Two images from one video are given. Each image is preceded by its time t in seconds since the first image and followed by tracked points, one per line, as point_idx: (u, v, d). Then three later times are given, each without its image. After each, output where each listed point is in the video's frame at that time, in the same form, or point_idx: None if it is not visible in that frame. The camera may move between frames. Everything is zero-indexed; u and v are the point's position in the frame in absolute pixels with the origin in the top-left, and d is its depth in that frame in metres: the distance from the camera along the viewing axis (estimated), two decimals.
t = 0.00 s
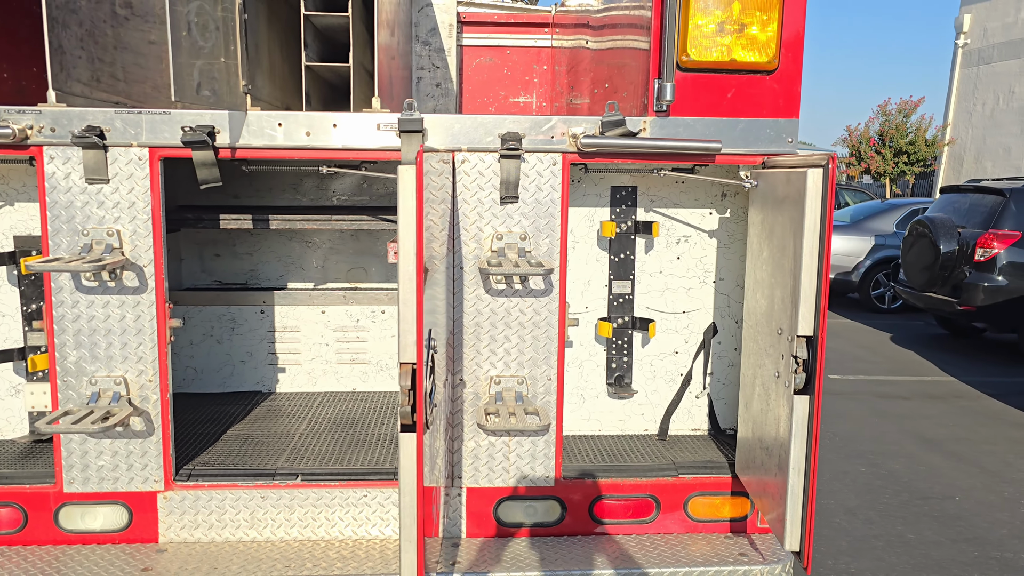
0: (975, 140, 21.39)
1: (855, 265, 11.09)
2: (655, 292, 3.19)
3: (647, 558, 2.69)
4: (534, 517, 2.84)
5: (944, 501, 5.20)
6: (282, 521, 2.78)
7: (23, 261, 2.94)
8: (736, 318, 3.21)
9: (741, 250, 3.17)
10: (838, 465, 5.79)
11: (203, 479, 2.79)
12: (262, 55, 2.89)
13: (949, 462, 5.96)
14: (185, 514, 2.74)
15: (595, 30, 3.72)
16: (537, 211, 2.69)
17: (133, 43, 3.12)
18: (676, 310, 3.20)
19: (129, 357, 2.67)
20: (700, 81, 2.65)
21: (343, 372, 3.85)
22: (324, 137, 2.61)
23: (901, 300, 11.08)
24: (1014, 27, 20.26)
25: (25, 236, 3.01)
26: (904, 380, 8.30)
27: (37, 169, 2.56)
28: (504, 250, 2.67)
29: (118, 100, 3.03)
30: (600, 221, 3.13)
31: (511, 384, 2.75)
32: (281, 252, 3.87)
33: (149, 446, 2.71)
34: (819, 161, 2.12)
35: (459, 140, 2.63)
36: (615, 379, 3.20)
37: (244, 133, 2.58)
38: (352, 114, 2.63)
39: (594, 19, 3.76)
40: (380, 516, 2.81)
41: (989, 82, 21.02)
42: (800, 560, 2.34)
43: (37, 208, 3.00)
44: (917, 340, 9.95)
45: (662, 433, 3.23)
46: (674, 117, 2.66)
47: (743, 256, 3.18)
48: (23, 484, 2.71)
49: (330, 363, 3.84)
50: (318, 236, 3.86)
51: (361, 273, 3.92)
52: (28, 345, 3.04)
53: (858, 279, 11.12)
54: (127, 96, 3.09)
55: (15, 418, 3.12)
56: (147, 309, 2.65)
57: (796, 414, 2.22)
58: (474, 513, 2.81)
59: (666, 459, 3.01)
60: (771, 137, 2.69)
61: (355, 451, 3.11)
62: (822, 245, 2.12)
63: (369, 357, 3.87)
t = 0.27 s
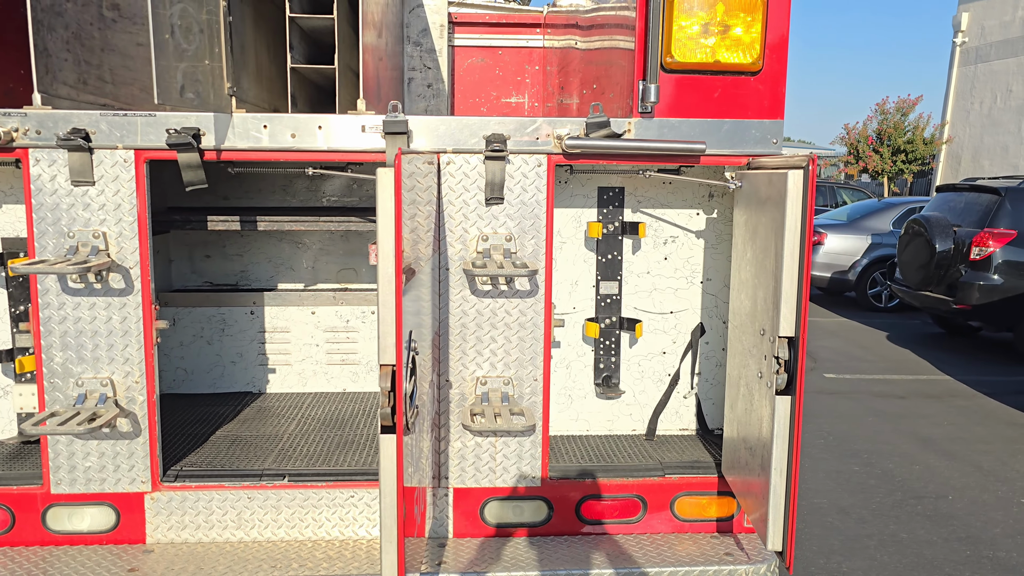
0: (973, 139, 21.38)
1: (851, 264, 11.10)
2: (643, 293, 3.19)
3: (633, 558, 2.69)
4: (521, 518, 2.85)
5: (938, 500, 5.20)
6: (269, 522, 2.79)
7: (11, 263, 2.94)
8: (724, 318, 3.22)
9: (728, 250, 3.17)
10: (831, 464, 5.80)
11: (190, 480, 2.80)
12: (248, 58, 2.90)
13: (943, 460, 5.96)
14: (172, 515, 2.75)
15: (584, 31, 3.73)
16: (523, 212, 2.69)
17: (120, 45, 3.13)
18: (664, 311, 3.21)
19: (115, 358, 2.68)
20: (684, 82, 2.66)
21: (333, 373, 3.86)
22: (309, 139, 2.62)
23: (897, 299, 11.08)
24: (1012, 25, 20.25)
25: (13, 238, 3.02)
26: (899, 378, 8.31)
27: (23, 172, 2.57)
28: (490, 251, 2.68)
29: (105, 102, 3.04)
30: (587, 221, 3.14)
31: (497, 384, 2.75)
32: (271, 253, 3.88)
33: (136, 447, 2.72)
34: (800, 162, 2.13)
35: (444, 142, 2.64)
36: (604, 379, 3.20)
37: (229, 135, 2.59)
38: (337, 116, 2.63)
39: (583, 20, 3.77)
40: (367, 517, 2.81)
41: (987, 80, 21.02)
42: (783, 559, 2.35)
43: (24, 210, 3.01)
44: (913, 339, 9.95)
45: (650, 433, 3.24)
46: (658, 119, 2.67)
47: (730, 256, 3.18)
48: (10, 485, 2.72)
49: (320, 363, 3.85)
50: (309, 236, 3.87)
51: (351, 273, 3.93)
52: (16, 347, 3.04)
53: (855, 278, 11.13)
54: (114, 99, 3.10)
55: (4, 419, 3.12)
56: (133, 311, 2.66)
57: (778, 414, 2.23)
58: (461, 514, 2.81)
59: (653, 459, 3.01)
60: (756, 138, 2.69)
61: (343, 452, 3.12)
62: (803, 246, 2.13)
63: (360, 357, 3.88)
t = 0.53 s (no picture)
0: (972, 137, 21.35)
1: (850, 264, 11.07)
2: (631, 294, 3.19)
3: (620, 560, 2.69)
4: (507, 521, 2.84)
5: (933, 500, 5.19)
6: (255, 525, 2.78)
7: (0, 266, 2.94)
8: (713, 319, 3.21)
9: (716, 252, 3.17)
10: (826, 465, 5.79)
11: (176, 483, 2.79)
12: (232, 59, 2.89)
13: (939, 461, 5.95)
14: (158, 518, 2.75)
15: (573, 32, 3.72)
16: (508, 214, 2.69)
17: (106, 47, 3.13)
18: (652, 312, 3.20)
19: (100, 361, 2.67)
20: (669, 84, 2.66)
21: (323, 375, 3.86)
22: (293, 141, 2.61)
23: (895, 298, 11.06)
24: (1011, 23, 20.21)
25: None
26: (896, 378, 8.30)
27: (7, 175, 2.56)
28: (475, 253, 2.67)
29: (91, 104, 3.03)
30: (575, 223, 3.13)
31: (483, 387, 2.75)
32: (261, 255, 3.88)
33: (121, 450, 2.71)
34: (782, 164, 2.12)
35: (429, 144, 2.63)
36: (592, 381, 3.20)
37: (213, 137, 2.58)
38: (321, 118, 2.63)
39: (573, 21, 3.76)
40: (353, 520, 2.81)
41: (986, 79, 20.98)
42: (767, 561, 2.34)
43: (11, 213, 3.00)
44: (910, 338, 9.94)
45: (638, 435, 3.23)
46: (644, 120, 2.66)
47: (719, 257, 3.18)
48: None
49: (310, 365, 3.84)
50: (298, 238, 3.86)
51: (341, 275, 3.92)
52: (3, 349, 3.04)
53: (853, 277, 11.10)
54: (100, 101, 3.10)
55: None
56: (117, 314, 2.65)
57: (761, 417, 2.22)
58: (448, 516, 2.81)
59: (641, 461, 3.01)
60: (743, 139, 2.67)
61: (330, 454, 3.11)
62: (785, 248, 2.13)
63: (350, 359, 3.87)
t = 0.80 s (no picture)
0: (973, 138, 21.29)
1: (849, 265, 11.03)
2: (621, 297, 3.16)
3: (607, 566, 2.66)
4: (495, 526, 2.81)
5: (930, 503, 5.16)
6: (240, 530, 2.76)
7: None
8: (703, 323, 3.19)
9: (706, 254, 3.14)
10: (823, 467, 5.75)
11: (160, 488, 2.78)
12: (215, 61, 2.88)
13: (936, 463, 5.92)
14: (142, 524, 2.73)
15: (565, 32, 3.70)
16: (494, 217, 2.67)
17: (93, 49, 3.11)
18: (641, 315, 3.18)
19: (83, 366, 2.65)
20: (656, 86, 2.64)
21: (313, 378, 3.84)
22: (277, 144, 2.59)
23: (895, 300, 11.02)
24: (1013, 23, 20.15)
25: None
26: (895, 380, 8.26)
27: None
28: (461, 257, 2.65)
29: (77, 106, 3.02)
30: (563, 225, 3.10)
31: (469, 391, 2.73)
32: (251, 257, 3.86)
33: (104, 455, 2.69)
34: (766, 166, 2.10)
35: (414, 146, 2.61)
36: (581, 385, 3.17)
37: (196, 140, 2.56)
38: (306, 120, 2.60)
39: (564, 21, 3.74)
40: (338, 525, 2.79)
41: (987, 79, 20.92)
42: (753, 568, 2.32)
43: None
44: (910, 340, 9.90)
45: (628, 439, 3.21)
46: (631, 122, 2.64)
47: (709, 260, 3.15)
48: None
49: (300, 368, 3.82)
50: (289, 241, 3.84)
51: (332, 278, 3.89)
52: None
53: (852, 278, 11.05)
54: (87, 103, 3.08)
55: None
56: (101, 318, 2.63)
57: (746, 422, 2.20)
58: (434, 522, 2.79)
59: (630, 465, 2.99)
60: (730, 141, 2.62)
61: (316, 459, 3.10)
62: (769, 252, 2.11)
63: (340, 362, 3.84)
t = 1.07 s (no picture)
0: (976, 140, 21.23)
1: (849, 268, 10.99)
2: (612, 303, 3.14)
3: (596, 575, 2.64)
4: (484, 534, 2.79)
5: (928, 509, 5.12)
6: (227, 539, 2.74)
7: None
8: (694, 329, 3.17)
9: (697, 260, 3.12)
10: (821, 473, 5.72)
11: (146, 496, 2.75)
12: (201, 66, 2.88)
13: (935, 468, 5.88)
14: (128, 532, 2.71)
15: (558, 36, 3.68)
16: (482, 224, 2.65)
17: (81, 54, 3.10)
18: (633, 322, 3.16)
19: (68, 373, 2.64)
20: (644, 91, 2.61)
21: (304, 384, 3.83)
22: (263, 150, 2.57)
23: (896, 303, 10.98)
24: (1014, 25, 20.10)
25: None
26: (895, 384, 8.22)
27: None
28: (448, 263, 2.63)
29: (65, 112, 3.01)
30: (554, 231, 3.08)
31: (457, 399, 2.71)
32: (242, 263, 3.84)
33: (90, 463, 2.67)
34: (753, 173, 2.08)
35: (401, 153, 2.59)
36: (572, 392, 3.15)
37: (182, 146, 2.54)
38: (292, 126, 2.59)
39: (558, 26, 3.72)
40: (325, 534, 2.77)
41: (989, 81, 20.88)
42: None
43: None
44: (910, 343, 9.86)
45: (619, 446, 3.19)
46: (619, 128, 2.62)
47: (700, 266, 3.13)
48: None
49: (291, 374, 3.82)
50: (280, 246, 3.82)
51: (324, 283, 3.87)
52: None
53: (853, 281, 11.02)
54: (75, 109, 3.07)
55: None
56: (86, 325, 2.62)
57: (734, 431, 2.18)
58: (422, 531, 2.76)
59: (621, 473, 2.96)
60: (720, 147, 2.64)
61: (306, 467, 3.07)
62: (756, 259, 2.09)
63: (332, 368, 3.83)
